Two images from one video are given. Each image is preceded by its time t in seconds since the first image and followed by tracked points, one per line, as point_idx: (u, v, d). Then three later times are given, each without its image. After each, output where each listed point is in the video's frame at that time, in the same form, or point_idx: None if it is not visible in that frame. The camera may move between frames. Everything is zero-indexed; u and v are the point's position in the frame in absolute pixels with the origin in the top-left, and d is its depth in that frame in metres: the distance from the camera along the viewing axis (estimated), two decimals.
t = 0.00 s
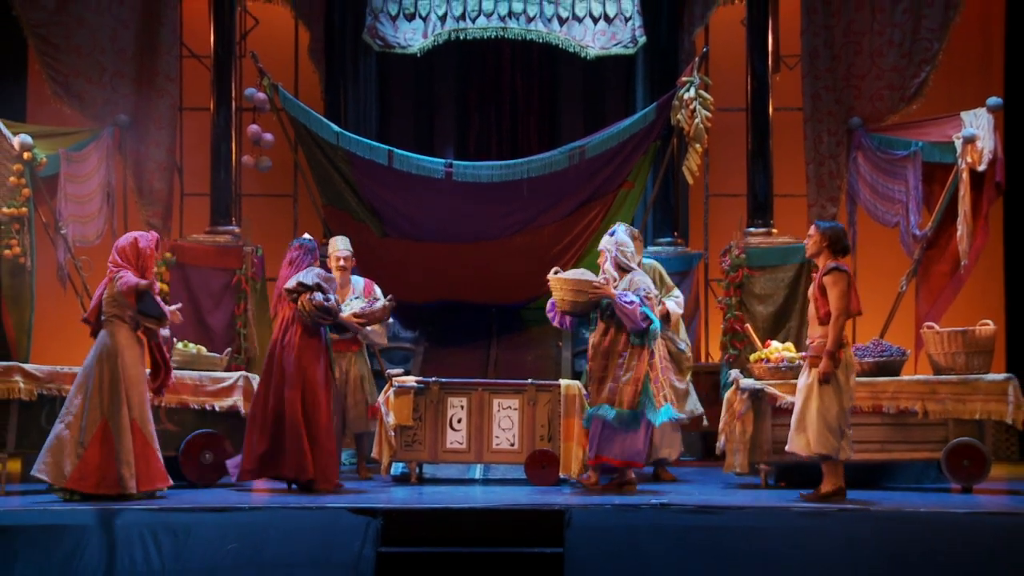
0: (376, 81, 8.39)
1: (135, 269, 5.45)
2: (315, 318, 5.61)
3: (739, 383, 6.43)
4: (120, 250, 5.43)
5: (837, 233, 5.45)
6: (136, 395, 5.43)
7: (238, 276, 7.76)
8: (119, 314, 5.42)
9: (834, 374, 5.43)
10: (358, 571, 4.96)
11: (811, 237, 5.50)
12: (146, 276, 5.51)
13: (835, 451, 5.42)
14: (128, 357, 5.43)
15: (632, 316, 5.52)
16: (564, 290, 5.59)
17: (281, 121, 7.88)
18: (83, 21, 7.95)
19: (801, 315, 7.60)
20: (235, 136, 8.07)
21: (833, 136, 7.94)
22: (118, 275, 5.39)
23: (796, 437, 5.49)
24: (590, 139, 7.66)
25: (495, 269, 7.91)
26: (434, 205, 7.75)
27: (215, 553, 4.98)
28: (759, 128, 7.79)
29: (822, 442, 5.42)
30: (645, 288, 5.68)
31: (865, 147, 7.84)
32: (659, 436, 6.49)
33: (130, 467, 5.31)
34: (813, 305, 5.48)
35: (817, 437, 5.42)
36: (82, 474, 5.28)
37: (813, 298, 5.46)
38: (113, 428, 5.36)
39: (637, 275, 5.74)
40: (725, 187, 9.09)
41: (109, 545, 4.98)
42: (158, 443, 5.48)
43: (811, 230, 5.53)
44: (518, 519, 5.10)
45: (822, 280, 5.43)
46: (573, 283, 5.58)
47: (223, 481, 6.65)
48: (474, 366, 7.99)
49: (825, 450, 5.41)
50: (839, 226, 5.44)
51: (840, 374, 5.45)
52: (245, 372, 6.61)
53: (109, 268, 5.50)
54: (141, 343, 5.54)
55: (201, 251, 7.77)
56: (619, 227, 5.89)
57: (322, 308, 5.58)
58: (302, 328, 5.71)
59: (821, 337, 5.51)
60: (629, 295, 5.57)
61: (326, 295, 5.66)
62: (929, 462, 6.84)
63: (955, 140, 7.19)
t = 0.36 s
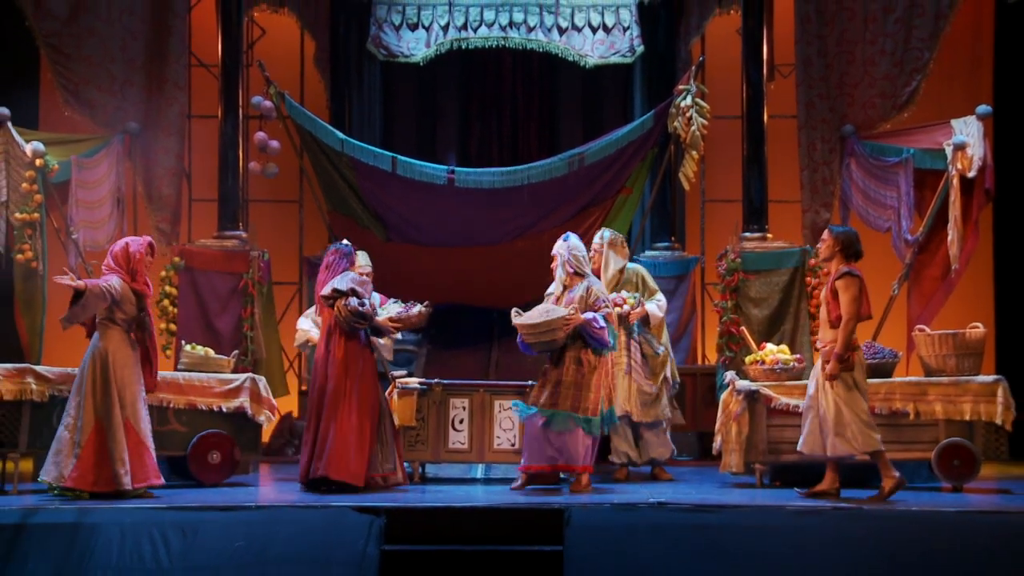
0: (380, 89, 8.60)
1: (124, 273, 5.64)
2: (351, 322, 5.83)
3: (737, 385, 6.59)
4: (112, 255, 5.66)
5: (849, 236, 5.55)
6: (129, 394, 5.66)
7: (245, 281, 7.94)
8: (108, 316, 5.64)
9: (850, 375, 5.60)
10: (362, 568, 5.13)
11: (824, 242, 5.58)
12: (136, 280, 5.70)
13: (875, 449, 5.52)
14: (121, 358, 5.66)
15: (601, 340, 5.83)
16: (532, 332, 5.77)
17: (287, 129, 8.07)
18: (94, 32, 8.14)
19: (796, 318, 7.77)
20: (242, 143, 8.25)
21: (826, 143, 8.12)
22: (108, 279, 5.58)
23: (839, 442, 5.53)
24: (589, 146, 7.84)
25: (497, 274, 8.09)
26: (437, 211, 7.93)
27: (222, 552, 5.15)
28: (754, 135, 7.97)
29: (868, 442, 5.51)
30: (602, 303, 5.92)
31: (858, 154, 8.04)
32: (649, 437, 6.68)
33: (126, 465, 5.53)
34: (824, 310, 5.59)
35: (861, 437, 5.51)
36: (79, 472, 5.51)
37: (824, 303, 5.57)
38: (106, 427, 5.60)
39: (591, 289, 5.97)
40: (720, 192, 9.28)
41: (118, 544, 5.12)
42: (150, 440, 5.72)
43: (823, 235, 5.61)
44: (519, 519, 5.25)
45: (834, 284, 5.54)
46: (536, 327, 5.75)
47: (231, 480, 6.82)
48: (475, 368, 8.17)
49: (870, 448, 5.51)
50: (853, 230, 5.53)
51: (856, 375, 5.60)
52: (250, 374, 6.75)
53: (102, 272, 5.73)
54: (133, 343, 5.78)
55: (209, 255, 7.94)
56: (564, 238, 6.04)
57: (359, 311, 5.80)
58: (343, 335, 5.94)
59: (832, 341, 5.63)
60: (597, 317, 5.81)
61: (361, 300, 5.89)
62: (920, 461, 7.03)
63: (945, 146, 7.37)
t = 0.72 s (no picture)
0: (387, 98, 8.82)
1: (124, 276, 5.90)
2: (368, 331, 6.07)
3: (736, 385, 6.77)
4: (113, 259, 5.93)
5: (866, 243, 5.79)
6: (126, 395, 5.91)
7: (255, 285, 8.15)
8: (109, 319, 5.88)
9: (868, 379, 5.80)
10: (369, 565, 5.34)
11: (844, 248, 5.81)
12: (136, 283, 5.95)
13: (888, 450, 5.75)
14: (120, 359, 5.90)
15: (585, 327, 6.16)
16: (523, 329, 6.02)
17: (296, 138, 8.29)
18: (108, 44, 8.36)
19: (792, 321, 7.97)
20: (252, 151, 8.47)
21: (821, 151, 8.32)
22: (108, 283, 5.85)
23: (853, 443, 5.77)
24: (590, 154, 8.04)
25: (501, 278, 8.31)
26: (442, 218, 8.14)
27: (232, 550, 5.36)
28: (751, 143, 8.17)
29: (880, 444, 5.75)
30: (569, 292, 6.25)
31: (852, 161, 8.23)
32: (650, 435, 6.88)
33: (118, 463, 5.78)
34: (844, 314, 5.81)
35: (874, 439, 5.75)
36: (73, 469, 5.77)
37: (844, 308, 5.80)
38: (103, 426, 5.84)
39: (552, 282, 6.30)
40: (718, 198, 9.50)
41: (132, 540, 5.34)
42: (145, 441, 5.95)
43: (841, 243, 5.84)
44: (523, 520, 5.46)
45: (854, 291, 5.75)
46: (528, 324, 6.00)
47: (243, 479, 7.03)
48: (480, 370, 8.39)
49: (883, 451, 5.74)
50: (870, 238, 5.76)
51: (873, 378, 5.82)
52: (260, 376, 6.94)
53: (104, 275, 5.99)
54: (133, 345, 6.02)
55: (220, 261, 8.16)
56: (519, 236, 6.36)
57: (372, 321, 6.05)
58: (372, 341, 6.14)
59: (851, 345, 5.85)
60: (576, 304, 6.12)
61: (374, 308, 6.13)
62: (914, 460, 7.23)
63: (939, 154, 7.57)
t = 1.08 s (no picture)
0: (393, 104, 9.03)
1: (130, 277, 6.16)
2: (386, 327, 6.23)
3: (734, 385, 6.93)
4: (119, 259, 6.20)
5: (879, 245, 6.04)
6: (124, 396, 6.14)
7: (264, 287, 8.33)
8: (116, 318, 6.14)
9: (877, 382, 5.99)
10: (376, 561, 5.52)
11: (857, 250, 6.04)
12: (141, 284, 6.21)
13: (890, 451, 5.97)
14: (125, 361, 6.17)
15: (580, 323, 6.43)
16: (526, 325, 6.24)
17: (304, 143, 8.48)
18: (120, 52, 8.55)
19: (789, 322, 8.16)
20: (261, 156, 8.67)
21: (817, 156, 8.51)
22: (114, 282, 6.10)
23: (857, 442, 6.00)
24: (590, 159, 8.24)
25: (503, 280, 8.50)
26: (446, 221, 8.33)
27: (241, 545, 5.56)
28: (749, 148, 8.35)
29: (882, 444, 5.97)
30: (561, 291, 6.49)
31: (847, 166, 8.44)
32: (649, 435, 7.07)
33: (99, 460, 6.02)
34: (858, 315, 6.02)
35: (877, 439, 5.97)
36: (64, 458, 6.06)
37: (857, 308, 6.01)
38: (93, 422, 6.08)
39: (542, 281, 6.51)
40: (716, 202, 9.70)
41: (143, 537, 5.52)
42: (133, 444, 6.14)
43: (854, 244, 6.08)
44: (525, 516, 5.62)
45: (868, 292, 5.97)
46: (531, 320, 6.23)
47: (252, 476, 7.22)
48: (483, 370, 8.58)
49: (886, 450, 5.96)
50: (882, 240, 6.00)
51: (883, 381, 6.01)
52: (269, 376, 7.15)
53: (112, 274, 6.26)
54: (139, 346, 6.27)
55: (229, 263, 8.36)
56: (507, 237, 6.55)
57: (389, 316, 6.20)
58: (394, 345, 6.40)
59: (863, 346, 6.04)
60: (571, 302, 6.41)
61: (391, 305, 6.27)
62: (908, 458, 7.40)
63: (931, 159, 7.76)
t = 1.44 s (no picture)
0: (397, 112, 9.24)
1: (133, 280, 6.37)
2: (394, 329, 6.46)
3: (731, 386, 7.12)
4: (120, 263, 6.41)
5: (886, 247, 6.22)
6: (127, 398, 6.34)
7: (271, 291, 8.55)
8: (119, 321, 6.33)
9: (881, 383, 6.19)
10: (381, 558, 5.71)
11: (863, 252, 6.23)
12: (144, 286, 6.41)
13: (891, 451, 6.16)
14: (127, 362, 6.36)
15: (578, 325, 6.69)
16: (533, 308, 6.47)
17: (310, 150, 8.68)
18: (131, 60, 8.78)
19: (784, 325, 8.35)
20: (268, 162, 8.87)
21: (811, 162, 8.69)
22: (117, 287, 6.31)
23: (857, 441, 6.21)
24: (590, 165, 8.43)
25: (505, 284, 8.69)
26: (450, 226, 8.53)
27: (250, 542, 5.75)
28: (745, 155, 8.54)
29: (882, 444, 6.17)
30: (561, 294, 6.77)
31: (842, 173, 8.62)
32: (647, 435, 7.24)
33: (111, 460, 6.22)
34: (863, 316, 6.20)
35: (877, 439, 6.17)
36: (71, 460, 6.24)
37: (863, 310, 6.20)
38: (101, 424, 6.29)
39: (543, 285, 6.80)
40: (713, 207, 9.90)
41: (154, 534, 5.72)
42: (138, 444, 6.36)
43: (861, 247, 6.27)
44: (527, 514, 5.79)
45: (873, 294, 6.17)
46: (540, 305, 6.47)
47: (260, 475, 7.41)
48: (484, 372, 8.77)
49: (885, 450, 6.15)
50: (889, 242, 6.19)
51: (887, 383, 6.19)
52: (275, 378, 7.31)
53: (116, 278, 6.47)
54: (141, 348, 6.46)
55: (237, 267, 8.55)
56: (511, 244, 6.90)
57: (395, 319, 6.43)
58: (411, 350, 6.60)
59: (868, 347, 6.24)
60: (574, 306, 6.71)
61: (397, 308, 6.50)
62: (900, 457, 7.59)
63: (923, 165, 7.95)
